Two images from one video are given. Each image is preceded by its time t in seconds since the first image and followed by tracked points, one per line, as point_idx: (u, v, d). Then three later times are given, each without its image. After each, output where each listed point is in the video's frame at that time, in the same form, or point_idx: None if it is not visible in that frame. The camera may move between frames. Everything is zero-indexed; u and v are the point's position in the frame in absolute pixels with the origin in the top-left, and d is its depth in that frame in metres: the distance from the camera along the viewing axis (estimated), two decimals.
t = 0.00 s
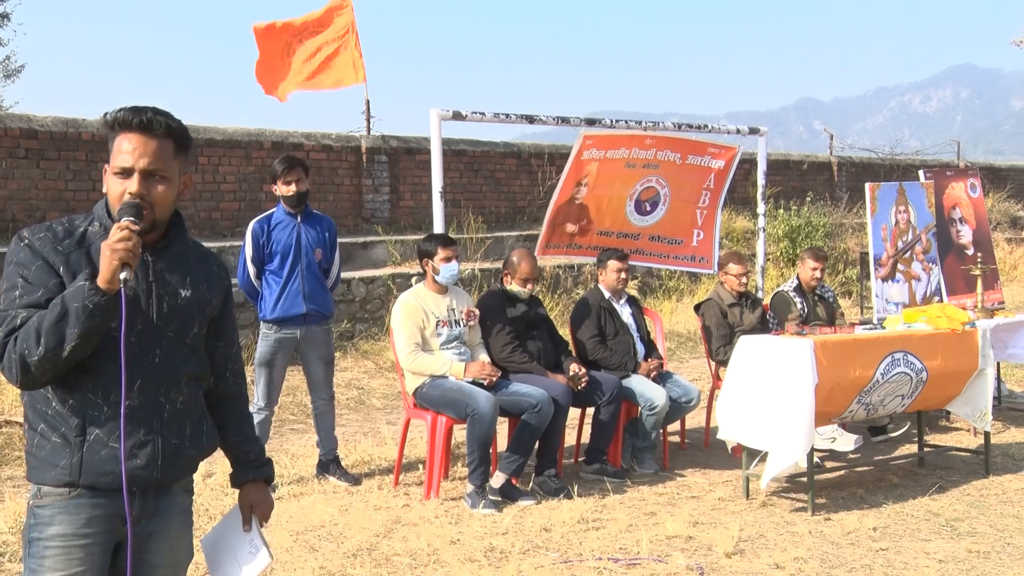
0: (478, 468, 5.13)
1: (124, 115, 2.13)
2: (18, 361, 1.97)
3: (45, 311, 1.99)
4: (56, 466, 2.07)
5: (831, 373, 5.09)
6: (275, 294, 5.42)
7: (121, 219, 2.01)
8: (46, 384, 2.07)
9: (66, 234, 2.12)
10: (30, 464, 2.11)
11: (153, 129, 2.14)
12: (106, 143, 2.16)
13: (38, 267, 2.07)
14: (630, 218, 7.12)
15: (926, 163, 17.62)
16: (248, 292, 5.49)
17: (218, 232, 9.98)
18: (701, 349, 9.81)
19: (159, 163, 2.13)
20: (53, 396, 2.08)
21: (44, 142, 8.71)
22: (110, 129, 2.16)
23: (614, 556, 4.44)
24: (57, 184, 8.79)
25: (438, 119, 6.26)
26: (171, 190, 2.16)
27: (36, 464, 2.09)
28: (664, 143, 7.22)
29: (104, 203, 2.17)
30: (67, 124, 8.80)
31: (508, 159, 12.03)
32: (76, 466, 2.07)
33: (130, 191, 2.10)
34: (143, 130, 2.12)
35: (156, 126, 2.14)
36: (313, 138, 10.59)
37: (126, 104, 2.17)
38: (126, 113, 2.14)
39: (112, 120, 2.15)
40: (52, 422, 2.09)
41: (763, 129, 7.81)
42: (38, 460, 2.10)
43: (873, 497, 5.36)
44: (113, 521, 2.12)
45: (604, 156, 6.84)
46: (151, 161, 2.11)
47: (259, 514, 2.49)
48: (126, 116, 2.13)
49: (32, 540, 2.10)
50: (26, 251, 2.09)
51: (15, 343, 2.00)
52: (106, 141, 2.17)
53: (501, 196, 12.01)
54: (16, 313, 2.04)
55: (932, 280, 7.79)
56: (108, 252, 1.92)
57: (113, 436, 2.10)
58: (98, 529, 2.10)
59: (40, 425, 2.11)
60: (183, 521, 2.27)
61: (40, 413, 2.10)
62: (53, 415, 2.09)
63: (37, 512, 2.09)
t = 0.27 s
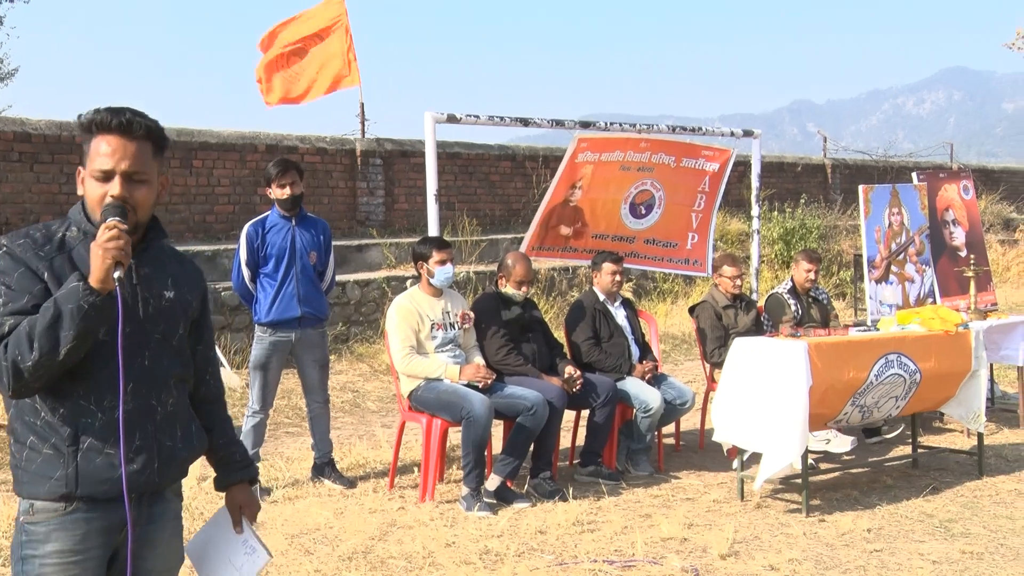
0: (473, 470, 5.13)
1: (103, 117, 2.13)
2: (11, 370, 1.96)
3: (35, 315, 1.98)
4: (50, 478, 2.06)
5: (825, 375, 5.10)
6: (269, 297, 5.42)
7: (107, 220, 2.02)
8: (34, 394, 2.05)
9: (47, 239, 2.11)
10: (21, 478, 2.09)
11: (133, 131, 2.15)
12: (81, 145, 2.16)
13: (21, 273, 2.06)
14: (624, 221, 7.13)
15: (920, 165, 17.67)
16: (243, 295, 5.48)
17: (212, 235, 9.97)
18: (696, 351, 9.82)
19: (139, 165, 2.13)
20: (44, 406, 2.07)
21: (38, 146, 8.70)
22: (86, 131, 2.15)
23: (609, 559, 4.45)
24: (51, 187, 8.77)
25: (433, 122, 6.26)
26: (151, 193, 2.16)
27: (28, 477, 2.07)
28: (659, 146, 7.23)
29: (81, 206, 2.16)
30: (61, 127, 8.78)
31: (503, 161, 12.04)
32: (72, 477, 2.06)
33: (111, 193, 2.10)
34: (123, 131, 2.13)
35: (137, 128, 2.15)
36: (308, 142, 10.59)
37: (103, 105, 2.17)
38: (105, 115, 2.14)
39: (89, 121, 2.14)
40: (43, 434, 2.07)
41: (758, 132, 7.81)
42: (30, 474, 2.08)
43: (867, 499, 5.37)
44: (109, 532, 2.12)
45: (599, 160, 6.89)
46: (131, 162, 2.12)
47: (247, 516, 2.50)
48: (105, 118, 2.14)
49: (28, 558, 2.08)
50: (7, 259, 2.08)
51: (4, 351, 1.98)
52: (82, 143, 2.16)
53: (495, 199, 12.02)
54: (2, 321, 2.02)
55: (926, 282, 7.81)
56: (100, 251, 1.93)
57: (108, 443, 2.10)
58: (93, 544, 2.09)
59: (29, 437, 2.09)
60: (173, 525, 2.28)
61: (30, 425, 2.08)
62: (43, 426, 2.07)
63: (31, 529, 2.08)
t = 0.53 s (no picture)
0: (472, 472, 5.13)
1: (97, 127, 2.08)
2: (5, 388, 1.92)
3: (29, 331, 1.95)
4: (45, 488, 2.04)
5: (824, 378, 5.11)
6: (268, 300, 5.42)
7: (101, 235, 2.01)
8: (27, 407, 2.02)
9: (29, 245, 2.07)
10: (10, 488, 2.06)
11: (125, 145, 2.12)
12: (65, 152, 2.11)
13: (6, 282, 2.02)
14: (623, 224, 7.13)
15: (918, 168, 17.69)
16: (242, 298, 5.48)
17: (211, 238, 9.96)
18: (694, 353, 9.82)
19: (130, 181, 2.11)
20: (36, 415, 2.04)
21: (37, 149, 8.69)
22: (73, 138, 2.10)
23: (608, 561, 4.44)
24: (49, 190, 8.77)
25: (431, 125, 6.26)
26: (138, 207, 2.15)
27: (19, 487, 2.04)
28: (657, 149, 7.24)
29: (61, 212, 2.12)
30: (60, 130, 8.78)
31: (501, 164, 12.04)
32: (68, 485, 2.06)
33: (100, 208, 2.08)
34: (116, 145, 2.09)
35: (129, 142, 2.13)
36: (306, 144, 10.59)
37: (91, 113, 2.12)
38: (95, 124, 2.09)
39: (78, 130, 2.09)
40: (34, 443, 2.05)
41: (755, 135, 7.82)
42: (20, 483, 2.05)
43: (866, 501, 5.37)
44: (104, 540, 2.12)
45: (597, 163, 6.85)
46: (121, 177, 2.10)
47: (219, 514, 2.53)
48: (98, 128, 2.09)
49: (19, 567, 2.07)
50: None
51: None
52: (66, 149, 2.11)
53: (493, 202, 12.02)
54: None
55: (924, 285, 7.82)
56: (103, 273, 1.92)
57: (103, 448, 2.10)
58: (88, 552, 2.09)
59: (19, 447, 2.05)
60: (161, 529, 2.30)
61: (18, 434, 2.05)
62: (35, 436, 2.05)
63: (24, 539, 2.06)
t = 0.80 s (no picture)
0: (480, 475, 5.13)
1: (112, 136, 2.09)
2: (25, 404, 1.92)
3: (50, 347, 1.94)
4: (48, 497, 2.05)
5: (833, 381, 5.10)
6: (278, 302, 5.43)
7: (117, 250, 2.04)
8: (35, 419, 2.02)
9: (37, 253, 2.04)
10: (6, 497, 2.04)
11: (135, 152, 2.14)
12: (73, 157, 2.10)
13: (19, 292, 2.00)
14: (631, 227, 7.14)
15: (927, 170, 17.64)
16: (251, 299, 5.50)
17: (220, 240, 10.00)
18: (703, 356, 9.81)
19: (141, 191, 2.14)
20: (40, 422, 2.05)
21: (47, 150, 8.74)
22: (83, 144, 2.09)
23: (616, 563, 4.44)
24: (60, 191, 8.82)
25: (440, 127, 6.27)
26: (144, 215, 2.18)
27: (17, 496, 2.03)
28: (666, 152, 7.24)
29: (63, 217, 2.11)
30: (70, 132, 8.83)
31: (509, 166, 12.05)
32: (70, 495, 2.07)
33: (112, 217, 2.10)
34: (129, 155, 2.11)
35: (139, 150, 2.14)
36: (315, 146, 10.61)
37: (101, 119, 2.12)
38: (107, 132, 2.10)
39: (89, 136, 2.09)
40: (38, 450, 2.05)
41: (764, 137, 7.80)
42: (20, 492, 2.04)
43: (876, 505, 5.36)
44: (98, 546, 2.18)
45: (606, 165, 6.84)
46: (133, 187, 2.12)
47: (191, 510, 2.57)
48: (113, 137, 2.10)
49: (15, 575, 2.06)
50: None
51: (16, 383, 1.92)
52: (73, 154, 2.10)
53: (502, 204, 12.03)
54: (6, 349, 1.95)
55: (935, 287, 7.79)
56: (128, 291, 1.97)
57: (105, 458, 2.13)
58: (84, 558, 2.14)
59: (20, 456, 2.05)
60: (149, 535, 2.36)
61: (20, 444, 2.04)
62: (39, 443, 2.05)
63: (21, 548, 2.05)
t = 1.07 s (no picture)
0: (490, 475, 5.13)
1: (115, 133, 2.11)
2: (56, 407, 1.93)
3: (77, 348, 1.95)
4: (65, 501, 2.07)
5: (844, 383, 5.08)
6: (289, 302, 5.45)
7: (132, 246, 2.10)
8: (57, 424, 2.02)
9: (51, 257, 2.05)
10: (21, 502, 2.05)
11: (137, 147, 2.16)
12: (74, 157, 2.11)
13: (39, 296, 2.01)
14: (642, 228, 7.14)
15: (939, 172, 17.57)
16: (263, 299, 5.51)
17: (231, 239, 10.03)
18: (713, 357, 9.80)
19: (144, 185, 2.17)
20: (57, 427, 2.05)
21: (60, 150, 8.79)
22: (85, 144, 2.11)
23: (626, 564, 4.44)
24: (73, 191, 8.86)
25: (451, 128, 6.28)
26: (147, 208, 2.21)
27: (33, 502, 2.04)
28: (677, 152, 7.23)
29: (65, 219, 2.12)
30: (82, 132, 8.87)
31: (519, 167, 12.05)
32: (86, 499, 2.10)
33: (121, 215, 2.13)
34: (131, 151, 2.13)
35: (140, 144, 2.17)
36: (326, 146, 10.64)
37: (98, 116, 2.13)
38: (107, 128, 2.11)
39: (90, 134, 2.11)
40: (52, 456, 2.06)
41: (775, 138, 7.79)
42: (35, 498, 2.05)
43: (886, 507, 5.34)
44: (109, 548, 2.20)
45: (616, 165, 6.84)
46: (137, 183, 2.15)
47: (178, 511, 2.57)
48: (116, 134, 2.12)
49: None
50: (17, 281, 1.99)
51: (46, 386, 1.93)
52: (74, 153, 2.11)
53: (512, 204, 12.03)
54: (33, 354, 1.96)
55: (946, 289, 7.77)
56: (150, 287, 1.99)
57: (119, 460, 2.15)
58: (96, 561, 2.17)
59: (37, 461, 2.05)
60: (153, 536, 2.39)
61: (36, 448, 2.04)
62: (54, 448, 2.05)
63: (35, 553, 2.08)
